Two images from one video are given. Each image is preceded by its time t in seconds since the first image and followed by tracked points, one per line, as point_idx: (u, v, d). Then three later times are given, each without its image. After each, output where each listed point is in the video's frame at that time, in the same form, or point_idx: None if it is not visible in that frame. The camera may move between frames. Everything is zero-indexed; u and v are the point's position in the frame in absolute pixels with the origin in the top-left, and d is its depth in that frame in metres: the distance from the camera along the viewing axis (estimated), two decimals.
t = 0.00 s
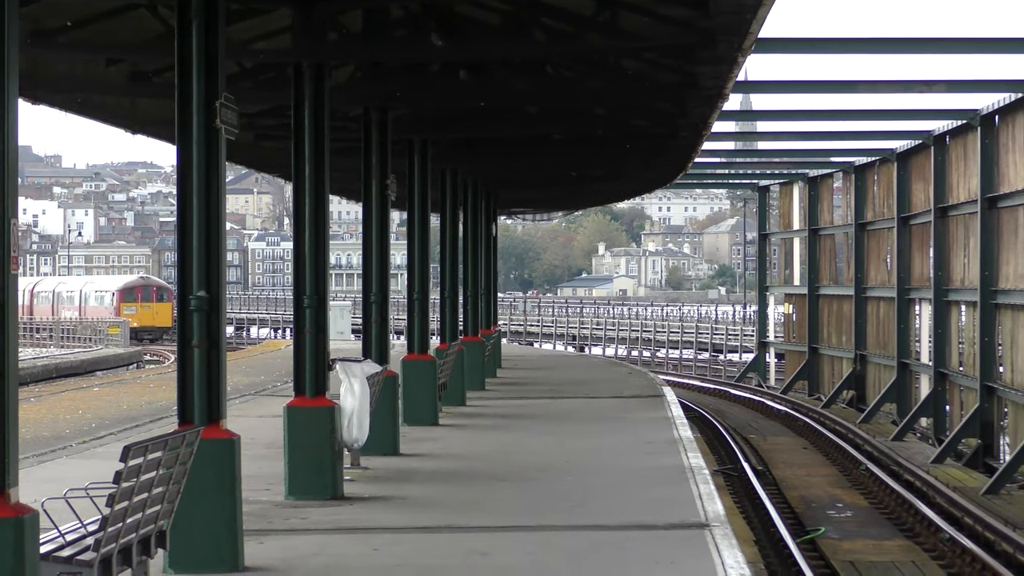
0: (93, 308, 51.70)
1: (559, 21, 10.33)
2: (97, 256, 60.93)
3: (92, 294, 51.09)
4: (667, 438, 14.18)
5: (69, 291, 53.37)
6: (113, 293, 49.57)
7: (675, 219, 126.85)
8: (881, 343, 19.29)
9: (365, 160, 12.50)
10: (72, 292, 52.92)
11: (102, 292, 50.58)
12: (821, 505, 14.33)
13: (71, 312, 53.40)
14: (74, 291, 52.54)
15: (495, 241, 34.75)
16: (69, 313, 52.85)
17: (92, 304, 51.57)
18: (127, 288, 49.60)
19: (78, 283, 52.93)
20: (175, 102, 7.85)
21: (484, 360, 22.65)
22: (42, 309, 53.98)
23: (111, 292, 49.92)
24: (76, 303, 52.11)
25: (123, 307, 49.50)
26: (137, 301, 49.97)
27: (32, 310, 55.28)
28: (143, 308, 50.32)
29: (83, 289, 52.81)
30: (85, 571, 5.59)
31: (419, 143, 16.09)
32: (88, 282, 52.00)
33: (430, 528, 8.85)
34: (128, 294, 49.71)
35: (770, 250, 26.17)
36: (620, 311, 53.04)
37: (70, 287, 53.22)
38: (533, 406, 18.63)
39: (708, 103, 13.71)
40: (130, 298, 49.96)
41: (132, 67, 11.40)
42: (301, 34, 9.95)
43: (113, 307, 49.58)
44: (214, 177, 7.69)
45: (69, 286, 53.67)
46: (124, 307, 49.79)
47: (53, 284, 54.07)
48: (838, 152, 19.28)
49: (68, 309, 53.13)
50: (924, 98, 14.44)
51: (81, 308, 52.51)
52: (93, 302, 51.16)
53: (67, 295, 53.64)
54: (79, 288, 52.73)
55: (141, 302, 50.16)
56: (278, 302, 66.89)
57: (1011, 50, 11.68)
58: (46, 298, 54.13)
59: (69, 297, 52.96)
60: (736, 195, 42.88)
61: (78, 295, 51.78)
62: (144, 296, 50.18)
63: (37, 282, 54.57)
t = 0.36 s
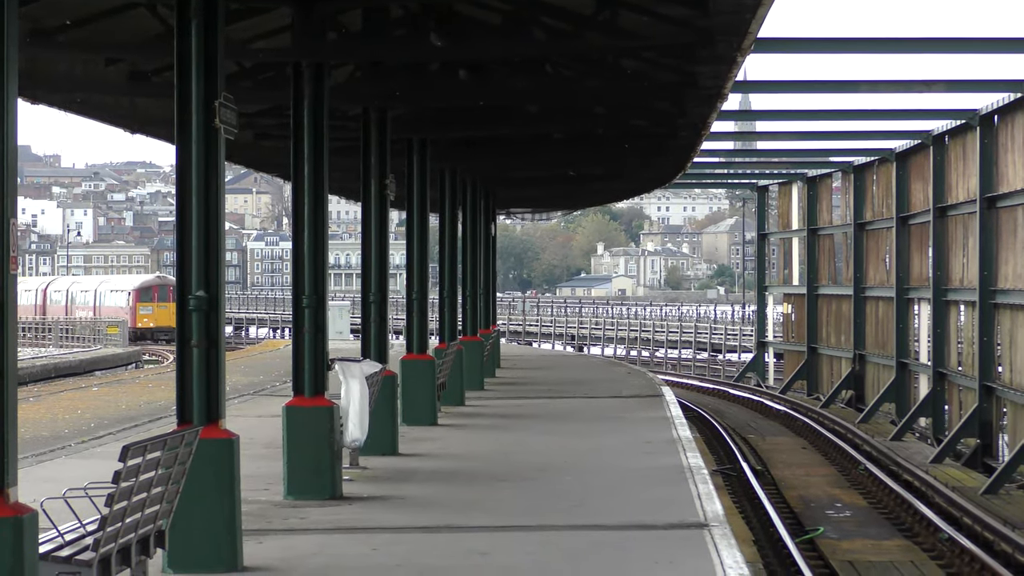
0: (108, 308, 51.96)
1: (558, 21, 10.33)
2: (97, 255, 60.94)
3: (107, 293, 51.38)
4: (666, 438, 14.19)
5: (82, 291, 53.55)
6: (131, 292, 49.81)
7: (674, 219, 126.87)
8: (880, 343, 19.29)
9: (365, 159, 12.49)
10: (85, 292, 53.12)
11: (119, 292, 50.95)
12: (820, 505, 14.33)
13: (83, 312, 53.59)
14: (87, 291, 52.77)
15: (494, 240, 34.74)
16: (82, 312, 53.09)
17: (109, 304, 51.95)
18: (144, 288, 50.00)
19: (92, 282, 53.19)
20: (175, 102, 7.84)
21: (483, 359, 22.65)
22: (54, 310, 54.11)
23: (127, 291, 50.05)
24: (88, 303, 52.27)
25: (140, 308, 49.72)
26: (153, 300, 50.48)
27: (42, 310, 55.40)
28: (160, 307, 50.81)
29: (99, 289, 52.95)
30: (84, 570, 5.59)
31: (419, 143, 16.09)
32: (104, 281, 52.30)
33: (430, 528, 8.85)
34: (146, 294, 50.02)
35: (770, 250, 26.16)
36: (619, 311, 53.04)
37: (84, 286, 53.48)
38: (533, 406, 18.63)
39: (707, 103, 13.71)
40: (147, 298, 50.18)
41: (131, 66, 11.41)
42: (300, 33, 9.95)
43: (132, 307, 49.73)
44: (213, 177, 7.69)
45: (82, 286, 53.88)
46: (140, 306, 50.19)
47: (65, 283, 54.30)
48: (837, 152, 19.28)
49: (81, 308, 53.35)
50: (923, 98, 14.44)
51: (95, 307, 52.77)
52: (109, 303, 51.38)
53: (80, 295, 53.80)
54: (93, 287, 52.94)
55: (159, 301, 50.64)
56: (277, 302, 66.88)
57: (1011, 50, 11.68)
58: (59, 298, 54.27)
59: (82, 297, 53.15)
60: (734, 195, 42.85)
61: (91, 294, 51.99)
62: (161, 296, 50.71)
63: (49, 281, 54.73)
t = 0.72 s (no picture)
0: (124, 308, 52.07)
1: (558, 21, 10.33)
2: (97, 256, 60.99)
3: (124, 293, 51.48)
4: (666, 438, 14.19)
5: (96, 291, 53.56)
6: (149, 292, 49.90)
7: (673, 219, 126.91)
8: (880, 344, 19.29)
9: (365, 159, 12.50)
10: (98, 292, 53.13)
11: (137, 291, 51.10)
12: (819, 505, 14.32)
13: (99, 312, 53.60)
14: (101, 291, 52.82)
15: (494, 241, 34.76)
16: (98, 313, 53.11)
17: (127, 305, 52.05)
18: (161, 289, 49.99)
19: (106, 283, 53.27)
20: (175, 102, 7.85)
21: (483, 360, 22.64)
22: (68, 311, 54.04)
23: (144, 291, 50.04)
24: (109, 303, 52.38)
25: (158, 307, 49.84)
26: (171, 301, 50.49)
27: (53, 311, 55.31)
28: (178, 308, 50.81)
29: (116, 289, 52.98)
30: (84, 570, 5.59)
31: (419, 143, 16.09)
32: (119, 281, 52.42)
33: (430, 528, 8.84)
34: (164, 294, 50.18)
35: (769, 251, 26.16)
36: (618, 312, 53.04)
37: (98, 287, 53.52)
38: (533, 406, 18.62)
39: (707, 103, 13.71)
40: (164, 298, 50.34)
41: (130, 65, 11.43)
42: (300, 33, 9.99)
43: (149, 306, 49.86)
44: (213, 177, 7.69)
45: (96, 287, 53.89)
46: (158, 307, 50.27)
47: (79, 283, 54.28)
48: (837, 153, 19.28)
49: (98, 309, 53.41)
50: (923, 99, 14.44)
51: (113, 308, 52.83)
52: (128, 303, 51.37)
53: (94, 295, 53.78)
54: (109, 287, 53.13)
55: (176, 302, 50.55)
56: (277, 302, 66.89)
57: (1012, 51, 11.68)
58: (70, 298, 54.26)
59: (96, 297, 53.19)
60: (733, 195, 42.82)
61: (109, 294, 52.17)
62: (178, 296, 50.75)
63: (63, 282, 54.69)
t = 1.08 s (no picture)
0: (143, 308, 51.34)
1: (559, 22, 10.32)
2: (97, 256, 61.00)
3: (144, 293, 51.18)
4: (667, 438, 14.20)
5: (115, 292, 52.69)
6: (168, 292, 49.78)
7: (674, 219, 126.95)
8: (881, 344, 19.29)
9: (366, 159, 12.51)
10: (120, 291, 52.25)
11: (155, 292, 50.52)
12: (820, 505, 14.33)
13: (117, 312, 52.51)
14: (121, 291, 52.03)
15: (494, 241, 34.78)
16: (115, 312, 52.15)
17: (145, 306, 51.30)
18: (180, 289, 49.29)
19: (127, 282, 52.78)
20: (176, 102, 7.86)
21: (484, 361, 22.65)
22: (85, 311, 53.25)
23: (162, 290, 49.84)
24: (125, 302, 51.62)
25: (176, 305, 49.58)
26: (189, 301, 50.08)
27: (68, 310, 53.90)
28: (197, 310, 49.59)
29: (133, 289, 52.47)
30: (85, 571, 5.59)
31: (419, 144, 16.10)
32: (138, 282, 52.13)
33: (431, 528, 8.85)
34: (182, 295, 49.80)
35: (770, 251, 26.15)
36: (619, 312, 53.06)
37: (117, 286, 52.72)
38: (533, 407, 18.63)
39: (707, 103, 13.71)
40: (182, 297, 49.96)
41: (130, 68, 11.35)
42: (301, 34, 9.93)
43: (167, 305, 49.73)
44: (214, 177, 7.69)
45: (115, 286, 53.07)
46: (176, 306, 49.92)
47: (98, 283, 53.37)
48: (837, 153, 19.28)
49: (115, 309, 52.44)
50: (923, 99, 14.43)
51: (129, 307, 51.91)
52: (146, 303, 50.59)
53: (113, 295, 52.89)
54: (127, 287, 52.53)
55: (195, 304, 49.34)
56: (278, 302, 66.90)
57: (1014, 51, 11.69)
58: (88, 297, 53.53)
59: (116, 297, 52.43)
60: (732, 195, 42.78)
61: (128, 293, 51.68)
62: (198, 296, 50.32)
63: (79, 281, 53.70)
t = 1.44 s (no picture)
0: (161, 308, 49.80)
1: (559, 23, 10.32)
2: (98, 256, 60.96)
3: (160, 296, 49.49)
4: (667, 439, 14.19)
5: (132, 293, 50.71)
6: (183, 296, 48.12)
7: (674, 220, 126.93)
8: (881, 345, 19.29)
9: (367, 160, 12.54)
10: (137, 292, 50.33)
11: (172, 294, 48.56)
12: (821, 506, 14.34)
13: (134, 314, 50.59)
14: (138, 291, 50.27)
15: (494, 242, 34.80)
16: (133, 315, 50.24)
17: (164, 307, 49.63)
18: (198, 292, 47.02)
19: (145, 282, 50.84)
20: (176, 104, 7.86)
21: (484, 362, 22.65)
22: (102, 311, 52.46)
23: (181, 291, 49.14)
24: (142, 304, 49.94)
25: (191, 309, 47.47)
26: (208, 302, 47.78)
27: (84, 312, 52.85)
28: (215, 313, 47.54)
29: (151, 290, 50.32)
30: (85, 572, 5.59)
31: (420, 145, 16.10)
32: (156, 281, 50.01)
33: (432, 529, 8.85)
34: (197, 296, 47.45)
35: (770, 252, 26.14)
36: (620, 312, 53.07)
37: (135, 288, 50.75)
38: (534, 407, 18.64)
39: (708, 104, 13.72)
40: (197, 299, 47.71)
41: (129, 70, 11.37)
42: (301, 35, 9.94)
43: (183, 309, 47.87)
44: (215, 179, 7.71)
45: (133, 287, 51.32)
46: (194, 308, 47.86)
47: (114, 284, 51.67)
48: (838, 154, 19.27)
49: (132, 310, 50.75)
50: (923, 99, 14.44)
51: (146, 308, 50.18)
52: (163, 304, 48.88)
53: (131, 296, 51.12)
54: (144, 288, 50.47)
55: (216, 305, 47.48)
56: (279, 303, 66.89)
57: (1015, 52, 11.69)
58: (105, 299, 52.23)
59: (133, 297, 50.63)
60: (733, 195, 42.75)
61: (146, 294, 49.80)
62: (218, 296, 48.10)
63: (95, 282, 52.56)
